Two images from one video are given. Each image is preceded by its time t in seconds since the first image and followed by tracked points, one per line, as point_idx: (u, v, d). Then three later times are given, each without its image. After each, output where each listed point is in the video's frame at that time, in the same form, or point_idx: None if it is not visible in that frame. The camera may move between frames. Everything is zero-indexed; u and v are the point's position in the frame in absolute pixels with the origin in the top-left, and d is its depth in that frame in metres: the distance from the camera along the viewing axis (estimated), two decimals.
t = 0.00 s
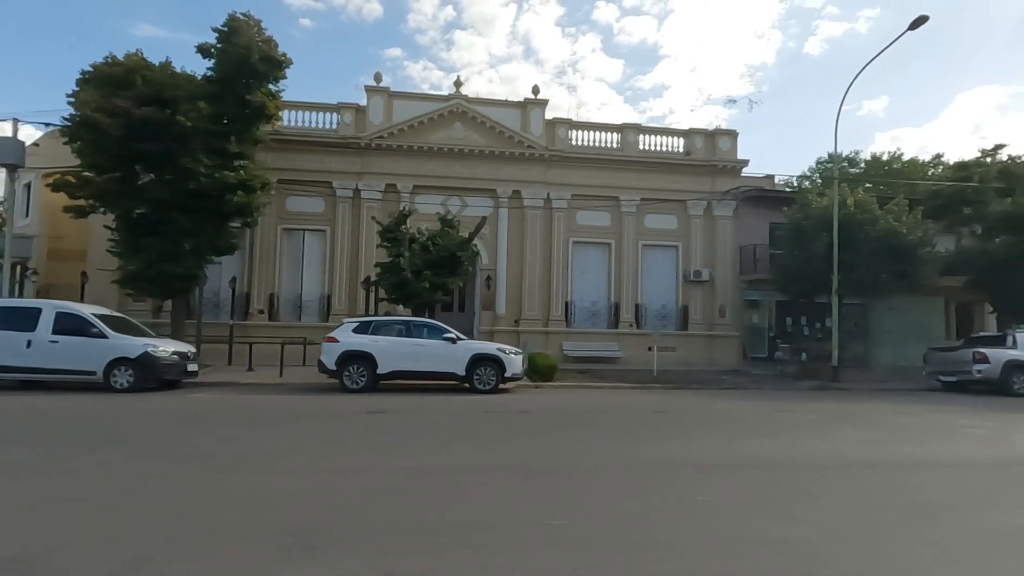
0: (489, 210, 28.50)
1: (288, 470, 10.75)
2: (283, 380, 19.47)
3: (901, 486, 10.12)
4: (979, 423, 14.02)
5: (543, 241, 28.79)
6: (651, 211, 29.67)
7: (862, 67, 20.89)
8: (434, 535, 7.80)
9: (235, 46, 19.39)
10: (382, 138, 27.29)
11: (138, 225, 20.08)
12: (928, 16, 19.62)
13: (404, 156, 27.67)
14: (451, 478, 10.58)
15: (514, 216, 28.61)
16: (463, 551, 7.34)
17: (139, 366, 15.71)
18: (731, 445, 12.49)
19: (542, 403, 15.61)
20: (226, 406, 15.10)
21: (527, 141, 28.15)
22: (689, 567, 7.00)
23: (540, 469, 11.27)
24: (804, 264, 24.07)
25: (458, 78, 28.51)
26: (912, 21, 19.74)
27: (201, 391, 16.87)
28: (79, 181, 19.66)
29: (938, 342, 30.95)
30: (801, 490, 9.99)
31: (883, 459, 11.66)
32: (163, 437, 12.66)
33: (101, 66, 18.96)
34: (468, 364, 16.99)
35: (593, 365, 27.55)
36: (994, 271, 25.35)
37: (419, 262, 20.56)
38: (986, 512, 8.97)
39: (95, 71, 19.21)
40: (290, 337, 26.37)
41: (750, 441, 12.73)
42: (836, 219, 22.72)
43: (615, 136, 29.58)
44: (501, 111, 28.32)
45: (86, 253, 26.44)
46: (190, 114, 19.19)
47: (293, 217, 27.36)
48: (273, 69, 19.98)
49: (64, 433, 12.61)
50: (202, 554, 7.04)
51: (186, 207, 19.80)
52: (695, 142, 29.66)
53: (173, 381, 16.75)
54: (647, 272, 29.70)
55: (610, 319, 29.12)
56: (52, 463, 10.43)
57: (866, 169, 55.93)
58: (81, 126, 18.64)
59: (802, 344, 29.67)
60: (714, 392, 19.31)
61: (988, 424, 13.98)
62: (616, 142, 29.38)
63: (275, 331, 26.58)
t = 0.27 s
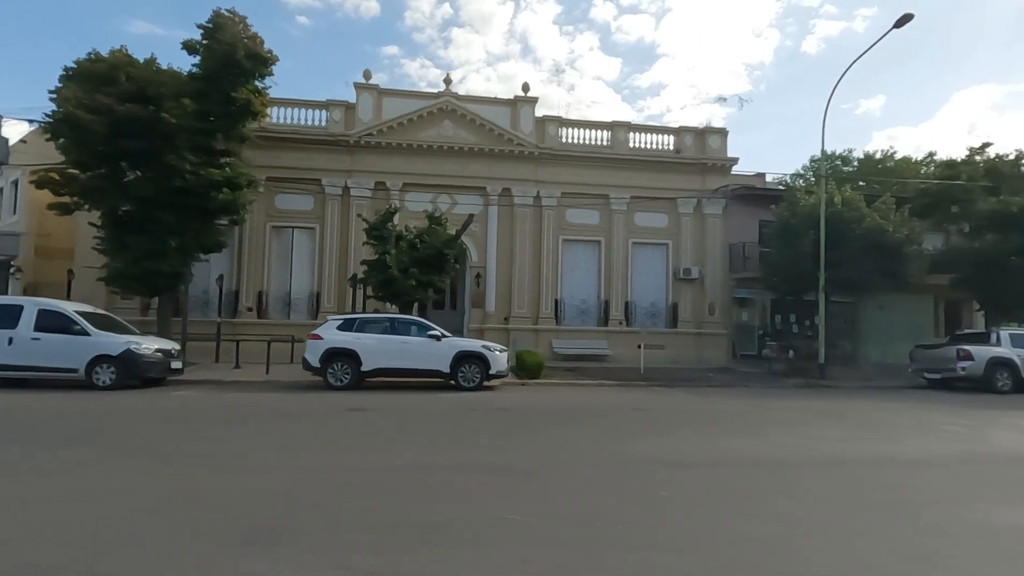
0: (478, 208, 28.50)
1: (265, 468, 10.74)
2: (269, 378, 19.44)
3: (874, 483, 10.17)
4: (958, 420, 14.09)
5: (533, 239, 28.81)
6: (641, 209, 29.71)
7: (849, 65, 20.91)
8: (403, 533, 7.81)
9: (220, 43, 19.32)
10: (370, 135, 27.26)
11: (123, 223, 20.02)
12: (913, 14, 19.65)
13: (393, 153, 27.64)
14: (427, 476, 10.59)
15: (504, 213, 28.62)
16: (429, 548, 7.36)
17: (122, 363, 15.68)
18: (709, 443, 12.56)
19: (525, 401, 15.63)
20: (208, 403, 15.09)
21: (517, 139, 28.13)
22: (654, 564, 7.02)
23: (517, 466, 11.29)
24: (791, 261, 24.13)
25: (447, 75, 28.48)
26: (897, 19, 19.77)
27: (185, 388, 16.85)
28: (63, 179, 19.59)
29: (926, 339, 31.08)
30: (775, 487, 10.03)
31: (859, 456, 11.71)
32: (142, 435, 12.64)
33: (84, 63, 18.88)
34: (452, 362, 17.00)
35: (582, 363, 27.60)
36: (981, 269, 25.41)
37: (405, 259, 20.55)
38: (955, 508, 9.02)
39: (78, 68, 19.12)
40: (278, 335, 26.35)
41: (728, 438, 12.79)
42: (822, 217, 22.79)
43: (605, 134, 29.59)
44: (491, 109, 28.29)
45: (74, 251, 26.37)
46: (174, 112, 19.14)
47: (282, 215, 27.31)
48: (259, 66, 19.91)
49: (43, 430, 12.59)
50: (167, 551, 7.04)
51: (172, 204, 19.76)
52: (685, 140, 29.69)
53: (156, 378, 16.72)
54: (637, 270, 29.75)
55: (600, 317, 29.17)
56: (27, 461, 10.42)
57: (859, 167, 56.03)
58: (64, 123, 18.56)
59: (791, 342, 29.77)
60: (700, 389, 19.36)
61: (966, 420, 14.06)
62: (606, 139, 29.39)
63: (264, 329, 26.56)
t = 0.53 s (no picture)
0: (469, 206, 28.50)
1: (244, 466, 10.75)
2: (256, 377, 19.42)
3: (850, 481, 10.24)
4: (938, 419, 14.20)
5: (523, 238, 28.84)
6: (631, 208, 29.75)
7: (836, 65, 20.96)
8: (377, 530, 7.85)
9: (206, 41, 19.26)
10: (361, 134, 27.21)
11: (110, 221, 19.95)
12: (899, 15, 19.72)
13: (383, 152, 27.61)
14: (407, 475, 10.61)
15: (494, 212, 28.63)
16: (402, 546, 7.38)
17: (106, 362, 15.64)
18: (690, 441, 12.62)
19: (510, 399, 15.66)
20: (192, 402, 15.07)
21: (508, 138, 28.13)
22: (623, 561, 7.07)
23: (498, 466, 11.32)
24: (779, 261, 24.22)
25: (438, 74, 28.44)
26: (884, 20, 19.84)
27: (170, 387, 16.81)
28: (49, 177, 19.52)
29: (915, 338, 31.24)
30: (751, 486, 10.09)
31: (838, 454, 11.80)
32: (124, 433, 12.62)
33: (69, 61, 18.80)
34: (439, 361, 17.01)
35: (572, 362, 27.65)
36: (968, 268, 25.53)
37: (393, 258, 20.55)
38: (927, 506, 9.12)
39: (63, 66, 19.04)
40: (268, 333, 26.31)
41: (710, 437, 12.86)
42: (810, 216, 22.89)
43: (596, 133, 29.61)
44: (481, 107, 28.28)
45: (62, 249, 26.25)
46: (160, 110, 19.08)
47: (272, 213, 27.26)
48: (246, 65, 19.86)
49: (24, 429, 12.56)
50: (137, 550, 7.04)
51: (159, 202, 19.70)
52: (675, 139, 29.74)
53: (141, 377, 16.67)
54: (628, 269, 29.81)
55: (591, 316, 29.23)
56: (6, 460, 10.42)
57: (852, 167, 56.20)
58: (49, 121, 18.48)
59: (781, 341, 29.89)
60: (687, 388, 19.44)
61: (946, 419, 14.17)
62: (597, 139, 29.41)
63: (254, 328, 26.51)
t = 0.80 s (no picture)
0: (461, 206, 28.49)
1: (224, 465, 10.73)
2: (244, 377, 19.39)
3: (828, 479, 10.28)
4: (922, 418, 14.23)
5: (515, 237, 28.82)
6: (623, 208, 29.76)
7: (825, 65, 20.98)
8: (350, 529, 7.84)
9: (194, 40, 19.22)
10: (352, 133, 27.17)
11: (97, 220, 19.90)
12: (887, 15, 19.75)
13: (374, 151, 27.58)
14: (387, 474, 10.60)
15: (486, 212, 28.62)
16: (374, 545, 7.37)
17: (91, 362, 15.60)
18: (673, 441, 12.63)
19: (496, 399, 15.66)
20: (177, 401, 15.04)
21: (499, 138, 28.10)
22: (592, 560, 7.07)
23: (480, 465, 11.33)
24: (770, 260, 24.23)
25: (430, 73, 28.42)
26: (872, 20, 19.86)
27: (156, 387, 16.77)
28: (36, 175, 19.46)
29: (907, 338, 31.29)
30: (730, 484, 10.12)
31: (819, 453, 11.83)
32: (106, 433, 12.59)
33: (55, 59, 18.74)
34: (426, 360, 16.99)
35: (563, 361, 27.64)
36: (958, 268, 25.58)
37: (382, 257, 20.53)
38: (902, 504, 9.17)
39: (50, 64, 18.97)
40: (259, 333, 26.27)
41: (693, 437, 12.87)
42: (800, 216, 22.91)
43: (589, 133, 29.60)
44: (473, 107, 28.26)
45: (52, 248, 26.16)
46: (147, 109, 19.02)
47: (262, 212, 27.21)
48: (234, 64, 19.83)
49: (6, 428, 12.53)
50: (107, 549, 7.02)
51: (147, 202, 19.67)
52: (668, 139, 29.75)
53: (127, 377, 16.63)
54: (620, 269, 29.82)
55: (583, 316, 29.23)
56: None
57: (848, 167, 56.26)
58: (35, 120, 18.41)
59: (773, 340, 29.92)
60: (675, 387, 19.45)
61: (929, 418, 14.20)
62: (589, 139, 29.41)
63: (244, 327, 26.47)
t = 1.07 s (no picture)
0: (453, 206, 28.44)
1: (202, 464, 10.64)
2: (232, 376, 19.32)
3: (809, 477, 10.27)
4: (909, 417, 14.18)
5: (508, 237, 28.77)
6: (616, 207, 29.72)
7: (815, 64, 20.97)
8: (321, 527, 7.76)
9: (182, 39, 19.16)
10: (344, 132, 27.10)
11: (85, 219, 19.83)
12: (876, 15, 19.74)
13: (366, 151, 27.52)
14: (366, 473, 10.52)
15: (478, 212, 28.57)
16: (343, 542, 7.30)
17: (76, 361, 15.53)
18: (657, 440, 12.59)
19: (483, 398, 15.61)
20: (162, 401, 14.97)
21: (492, 137, 28.05)
22: (563, 557, 6.99)
23: (461, 464, 11.25)
24: (761, 260, 24.21)
25: (422, 73, 28.37)
26: (862, 19, 19.84)
27: (142, 386, 16.69)
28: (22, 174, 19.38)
29: (900, 338, 31.26)
30: (710, 482, 10.11)
31: (803, 452, 11.76)
32: (88, 432, 12.53)
33: (41, 57, 18.66)
34: (413, 360, 16.93)
35: (555, 361, 27.60)
36: (949, 267, 25.56)
37: (372, 257, 20.48)
38: (881, 500, 9.16)
39: (35, 62, 18.88)
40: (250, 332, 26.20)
41: (677, 436, 12.84)
42: (791, 216, 22.90)
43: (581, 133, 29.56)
44: (465, 106, 28.21)
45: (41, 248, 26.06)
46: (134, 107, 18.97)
47: (254, 212, 27.14)
48: (223, 62, 19.79)
49: None
50: (71, 547, 6.94)
51: (135, 201, 19.61)
52: (661, 139, 29.72)
53: (113, 376, 16.55)
54: (613, 269, 29.78)
55: (575, 316, 29.19)
56: None
57: (843, 167, 56.26)
58: (21, 118, 18.33)
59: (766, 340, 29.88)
60: (665, 387, 19.40)
61: (916, 417, 14.16)
62: (582, 138, 29.37)
63: (236, 327, 26.40)
